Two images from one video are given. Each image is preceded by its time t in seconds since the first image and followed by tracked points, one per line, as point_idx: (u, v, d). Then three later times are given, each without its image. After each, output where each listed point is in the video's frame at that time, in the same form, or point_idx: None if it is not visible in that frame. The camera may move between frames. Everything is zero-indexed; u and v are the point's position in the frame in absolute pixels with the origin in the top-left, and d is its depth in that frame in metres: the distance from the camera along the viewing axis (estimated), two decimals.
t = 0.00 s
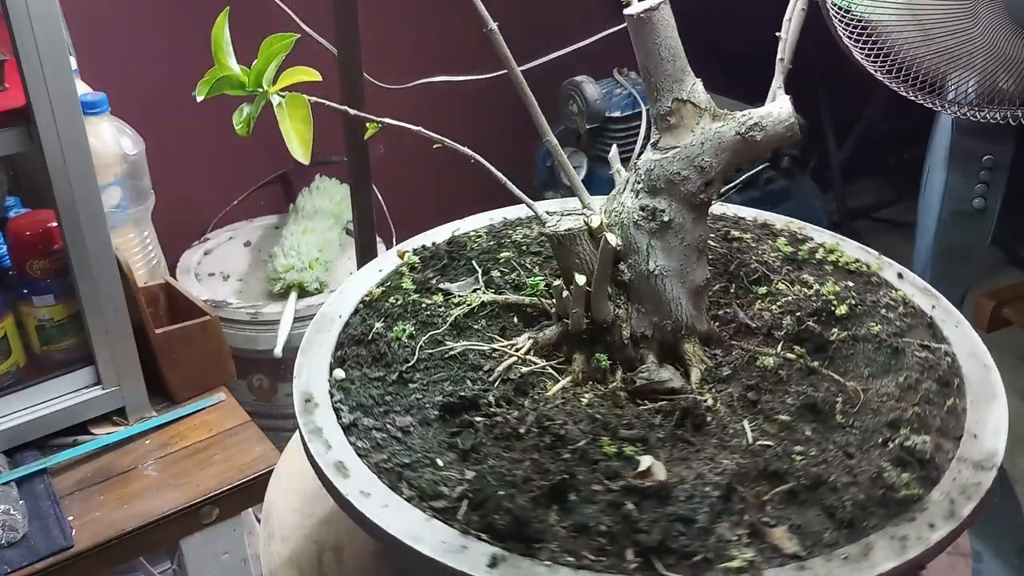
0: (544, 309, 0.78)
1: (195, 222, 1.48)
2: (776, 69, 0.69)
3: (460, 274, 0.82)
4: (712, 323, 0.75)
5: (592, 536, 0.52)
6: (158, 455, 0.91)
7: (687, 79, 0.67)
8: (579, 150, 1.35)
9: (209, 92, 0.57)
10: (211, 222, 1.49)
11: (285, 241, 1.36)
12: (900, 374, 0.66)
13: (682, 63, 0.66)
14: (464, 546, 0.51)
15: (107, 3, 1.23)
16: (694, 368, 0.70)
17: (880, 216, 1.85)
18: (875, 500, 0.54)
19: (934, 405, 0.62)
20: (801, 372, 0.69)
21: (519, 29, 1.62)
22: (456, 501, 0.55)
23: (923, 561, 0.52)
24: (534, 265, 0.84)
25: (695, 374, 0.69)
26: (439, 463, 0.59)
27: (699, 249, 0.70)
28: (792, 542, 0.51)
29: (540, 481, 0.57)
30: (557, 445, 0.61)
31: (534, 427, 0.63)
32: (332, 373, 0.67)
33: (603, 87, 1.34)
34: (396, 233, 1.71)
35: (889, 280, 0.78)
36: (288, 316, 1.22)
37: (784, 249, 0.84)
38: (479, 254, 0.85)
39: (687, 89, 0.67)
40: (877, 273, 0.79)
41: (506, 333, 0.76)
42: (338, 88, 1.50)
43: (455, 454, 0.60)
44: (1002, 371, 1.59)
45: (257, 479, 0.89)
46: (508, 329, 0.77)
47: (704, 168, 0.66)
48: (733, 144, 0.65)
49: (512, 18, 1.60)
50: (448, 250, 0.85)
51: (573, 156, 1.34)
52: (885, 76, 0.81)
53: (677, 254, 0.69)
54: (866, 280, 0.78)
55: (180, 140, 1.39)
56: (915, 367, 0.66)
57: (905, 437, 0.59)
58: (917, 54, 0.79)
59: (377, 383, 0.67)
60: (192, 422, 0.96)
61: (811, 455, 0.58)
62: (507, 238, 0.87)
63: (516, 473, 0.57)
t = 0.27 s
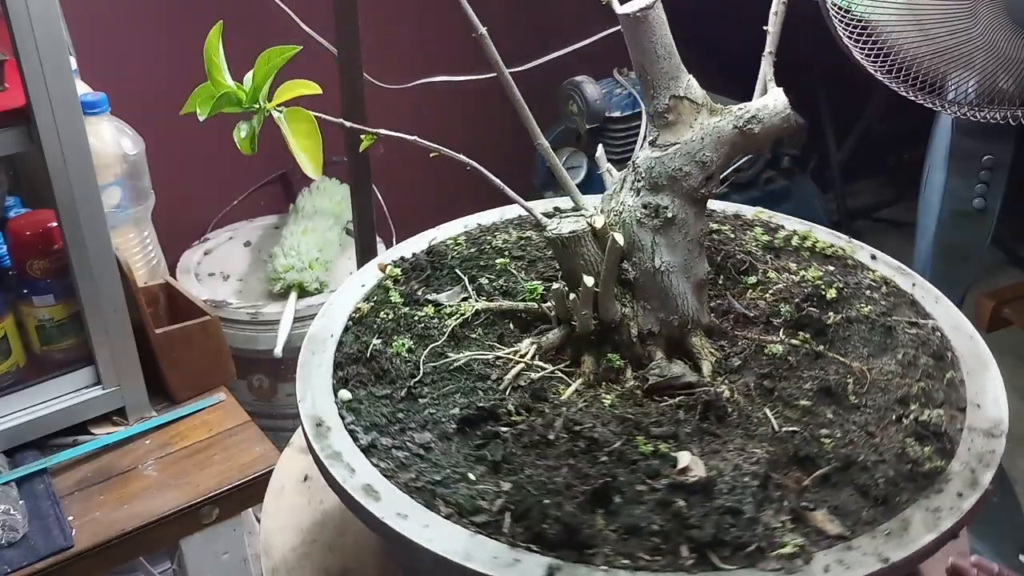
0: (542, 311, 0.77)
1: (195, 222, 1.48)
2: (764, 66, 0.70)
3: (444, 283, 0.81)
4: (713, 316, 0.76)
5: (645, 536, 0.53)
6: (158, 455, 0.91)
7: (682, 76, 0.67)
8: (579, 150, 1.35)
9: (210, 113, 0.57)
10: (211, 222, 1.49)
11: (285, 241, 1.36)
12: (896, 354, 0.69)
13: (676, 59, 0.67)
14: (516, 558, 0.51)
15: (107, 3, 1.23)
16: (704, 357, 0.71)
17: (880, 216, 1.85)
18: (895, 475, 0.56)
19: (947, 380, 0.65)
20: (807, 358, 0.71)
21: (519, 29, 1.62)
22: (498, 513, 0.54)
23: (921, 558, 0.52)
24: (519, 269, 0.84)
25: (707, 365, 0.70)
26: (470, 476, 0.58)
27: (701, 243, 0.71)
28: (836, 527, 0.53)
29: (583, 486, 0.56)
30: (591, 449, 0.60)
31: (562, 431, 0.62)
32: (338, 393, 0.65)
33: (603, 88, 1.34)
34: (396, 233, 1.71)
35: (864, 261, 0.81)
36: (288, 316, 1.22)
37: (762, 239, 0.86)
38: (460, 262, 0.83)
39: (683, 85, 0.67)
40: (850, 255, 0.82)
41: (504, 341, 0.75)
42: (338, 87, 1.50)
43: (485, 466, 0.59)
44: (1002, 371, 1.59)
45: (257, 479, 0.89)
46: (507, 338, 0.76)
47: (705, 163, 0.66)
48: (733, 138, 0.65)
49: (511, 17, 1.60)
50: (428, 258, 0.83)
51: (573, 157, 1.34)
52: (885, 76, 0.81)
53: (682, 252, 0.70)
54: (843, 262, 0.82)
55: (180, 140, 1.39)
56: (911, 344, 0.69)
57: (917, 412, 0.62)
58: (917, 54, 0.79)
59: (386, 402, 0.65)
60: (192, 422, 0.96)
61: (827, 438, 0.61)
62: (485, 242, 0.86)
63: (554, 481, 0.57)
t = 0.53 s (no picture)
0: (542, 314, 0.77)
1: (195, 223, 1.48)
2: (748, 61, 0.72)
3: (432, 295, 0.80)
4: (711, 309, 0.77)
5: (700, 531, 0.52)
6: (158, 455, 0.91)
7: (675, 73, 0.68)
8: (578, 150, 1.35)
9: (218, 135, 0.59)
10: (211, 222, 1.49)
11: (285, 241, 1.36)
12: (888, 331, 0.71)
13: (670, 57, 0.68)
14: (575, 566, 0.50)
15: (107, 3, 1.23)
16: (712, 347, 0.72)
17: (880, 216, 1.85)
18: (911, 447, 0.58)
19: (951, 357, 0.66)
20: (812, 343, 0.72)
21: (518, 29, 1.62)
22: (546, 522, 0.53)
23: (920, 554, 0.52)
24: (502, 274, 0.84)
25: (716, 356, 0.71)
26: (507, 487, 0.56)
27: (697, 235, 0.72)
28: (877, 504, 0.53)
29: (630, 488, 0.56)
30: (628, 449, 0.60)
31: (592, 433, 0.62)
32: (350, 415, 0.62)
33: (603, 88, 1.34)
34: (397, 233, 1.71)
35: (834, 243, 0.83)
36: (288, 317, 1.22)
37: (738, 229, 0.88)
38: (445, 271, 0.82)
39: (678, 82, 0.68)
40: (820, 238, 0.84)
41: (503, 348, 0.75)
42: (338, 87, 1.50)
43: (520, 474, 0.58)
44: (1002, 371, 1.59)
45: (257, 479, 0.89)
46: (506, 346, 0.76)
47: (705, 158, 0.67)
48: (730, 131, 0.67)
49: (511, 17, 1.60)
50: (410, 270, 0.82)
51: (572, 158, 1.34)
52: (885, 76, 0.81)
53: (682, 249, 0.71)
54: (814, 246, 0.83)
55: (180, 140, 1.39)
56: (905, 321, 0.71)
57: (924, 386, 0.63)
58: (916, 54, 0.79)
59: (401, 421, 0.63)
60: (192, 422, 0.96)
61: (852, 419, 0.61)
62: (463, 250, 0.85)
63: (598, 484, 0.56)
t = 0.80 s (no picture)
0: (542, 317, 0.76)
1: (195, 222, 1.48)
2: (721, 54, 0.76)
3: (421, 309, 0.78)
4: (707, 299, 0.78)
5: (758, 518, 0.53)
6: (158, 455, 0.91)
7: (666, 70, 0.69)
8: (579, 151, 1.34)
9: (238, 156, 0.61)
10: (211, 222, 1.49)
11: (285, 241, 1.36)
12: (870, 310, 0.74)
13: (660, 54, 0.68)
14: (643, 568, 0.50)
15: (107, 3, 1.23)
16: (718, 339, 0.73)
17: (881, 216, 1.85)
18: (919, 416, 0.61)
19: (938, 332, 0.70)
20: (810, 326, 0.75)
21: (518, 29, 1.62)
22: (602, 528, 0.53)
23: (917, 550, 0.52)
24: (488, 281, 0.82)
25: (723, 345, 0.72)
26: (554, 496, 0.56)
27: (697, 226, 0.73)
28: (910, 474, 0.56)
29: (684, 487, 0.56)
30: (670, 446, 0.61)
31: (627, 433, 0.62)
32: (372, 442, 0.60)
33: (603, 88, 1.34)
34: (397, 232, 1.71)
35: (795, 228, 0.88)
36: (288, 316, 1.22)
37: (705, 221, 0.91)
38: (429, 284, 0.80)
39: (669, 79, 0.69)
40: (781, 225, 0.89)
41: (506, 356, 0.74)
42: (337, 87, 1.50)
43: (563, 480, 0.57)
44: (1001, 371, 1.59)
45: (257, 479, 0.89)
46: (508, 354, 0.74)
47: (701, 151, 0.69)
48: (721, 122, 0.68)
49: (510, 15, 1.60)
50: (391, 285, 0.79)
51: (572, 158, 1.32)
52: (885, 76, 0.81)
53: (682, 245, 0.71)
54: (776, 232, 0.88)
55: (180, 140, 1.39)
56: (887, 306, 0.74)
57: (915, 358, 0.67)
58: (916, 54, 0.79)
59: (424, 441, 0.61)
60: (192, 422, 0.96)
61: (871, 395, 0.64)
62: (439, 261, 0.83)
63: (650, 485, 0.56)
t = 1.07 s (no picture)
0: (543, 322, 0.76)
1: (195, 223, 1.48)
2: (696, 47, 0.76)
3: (416, 325, 0.75)
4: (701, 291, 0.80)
5: (809, 500, 0.53)
6: (158, 455, 0.91)
7: (656, 67, 0.69)
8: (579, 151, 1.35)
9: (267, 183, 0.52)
10: (211, 222, 1.49)
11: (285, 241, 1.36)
12: (850, 290, 0.76)
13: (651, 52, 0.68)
14: (712, 561, 0.48)
15: (107, 3, 1.23)
16: (722, 329, 0.75)
17: (880, 216, 1.85)
18: (929, 383, 0.63)
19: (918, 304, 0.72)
20: (805, 309, 0.76)
21: (518, 28, 1.61)
22: (661, 527, 0.52)
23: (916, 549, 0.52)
24: (474, 292, 0.80)
25: (727, 334, 0.74)
26: (604, 499, 0.54)
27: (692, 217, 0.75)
28: (931, 440, 0.57)
29: (734, 480, 0.56)
30: (711, 439, 0.61)
31: (662, 429, 0.62)
32: (402, 465, 0.57)
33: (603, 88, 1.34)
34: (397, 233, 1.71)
35: (754, 215, 0.89)
36: (288, 316, 1.22)
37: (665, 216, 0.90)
38: (415, 300, 0.77)
39: (661, 76, 0.69)
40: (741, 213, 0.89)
41: (512, 367, 0.73)
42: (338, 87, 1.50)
43: (609, 482, 0.56)
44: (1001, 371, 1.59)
45: (257, 479, 0.89)
46: (512, 363, 0.73)
47: (695, 146, 0.70)
48: (710, 116, 0.70)
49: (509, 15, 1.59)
50: (375, 303, 0.74)
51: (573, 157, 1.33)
52: (885, 76, 0.81)
53: (681, 238, 0.72)
54: (736, 220, 0.89)
55: (180, 140, 1.39)
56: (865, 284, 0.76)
57: (903, 330, 0.69)
58: (916, 54, 0.79)
59: (454, 459, 0.59)
60: (192, 422, 0.96)
61: (882, 371, 0.66)
62: (417, 275, 0.79)
63: (699, 480, 0.56)
